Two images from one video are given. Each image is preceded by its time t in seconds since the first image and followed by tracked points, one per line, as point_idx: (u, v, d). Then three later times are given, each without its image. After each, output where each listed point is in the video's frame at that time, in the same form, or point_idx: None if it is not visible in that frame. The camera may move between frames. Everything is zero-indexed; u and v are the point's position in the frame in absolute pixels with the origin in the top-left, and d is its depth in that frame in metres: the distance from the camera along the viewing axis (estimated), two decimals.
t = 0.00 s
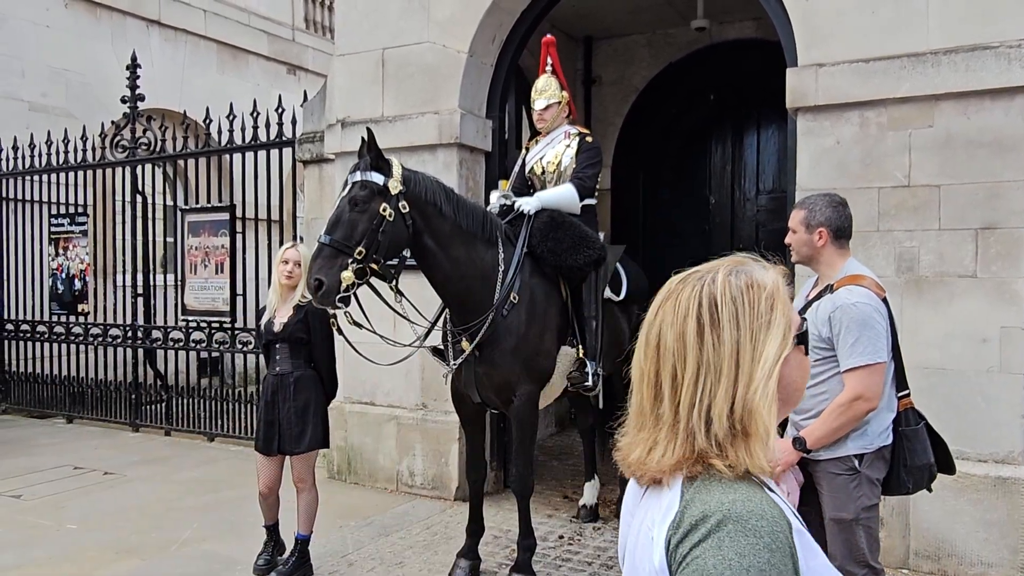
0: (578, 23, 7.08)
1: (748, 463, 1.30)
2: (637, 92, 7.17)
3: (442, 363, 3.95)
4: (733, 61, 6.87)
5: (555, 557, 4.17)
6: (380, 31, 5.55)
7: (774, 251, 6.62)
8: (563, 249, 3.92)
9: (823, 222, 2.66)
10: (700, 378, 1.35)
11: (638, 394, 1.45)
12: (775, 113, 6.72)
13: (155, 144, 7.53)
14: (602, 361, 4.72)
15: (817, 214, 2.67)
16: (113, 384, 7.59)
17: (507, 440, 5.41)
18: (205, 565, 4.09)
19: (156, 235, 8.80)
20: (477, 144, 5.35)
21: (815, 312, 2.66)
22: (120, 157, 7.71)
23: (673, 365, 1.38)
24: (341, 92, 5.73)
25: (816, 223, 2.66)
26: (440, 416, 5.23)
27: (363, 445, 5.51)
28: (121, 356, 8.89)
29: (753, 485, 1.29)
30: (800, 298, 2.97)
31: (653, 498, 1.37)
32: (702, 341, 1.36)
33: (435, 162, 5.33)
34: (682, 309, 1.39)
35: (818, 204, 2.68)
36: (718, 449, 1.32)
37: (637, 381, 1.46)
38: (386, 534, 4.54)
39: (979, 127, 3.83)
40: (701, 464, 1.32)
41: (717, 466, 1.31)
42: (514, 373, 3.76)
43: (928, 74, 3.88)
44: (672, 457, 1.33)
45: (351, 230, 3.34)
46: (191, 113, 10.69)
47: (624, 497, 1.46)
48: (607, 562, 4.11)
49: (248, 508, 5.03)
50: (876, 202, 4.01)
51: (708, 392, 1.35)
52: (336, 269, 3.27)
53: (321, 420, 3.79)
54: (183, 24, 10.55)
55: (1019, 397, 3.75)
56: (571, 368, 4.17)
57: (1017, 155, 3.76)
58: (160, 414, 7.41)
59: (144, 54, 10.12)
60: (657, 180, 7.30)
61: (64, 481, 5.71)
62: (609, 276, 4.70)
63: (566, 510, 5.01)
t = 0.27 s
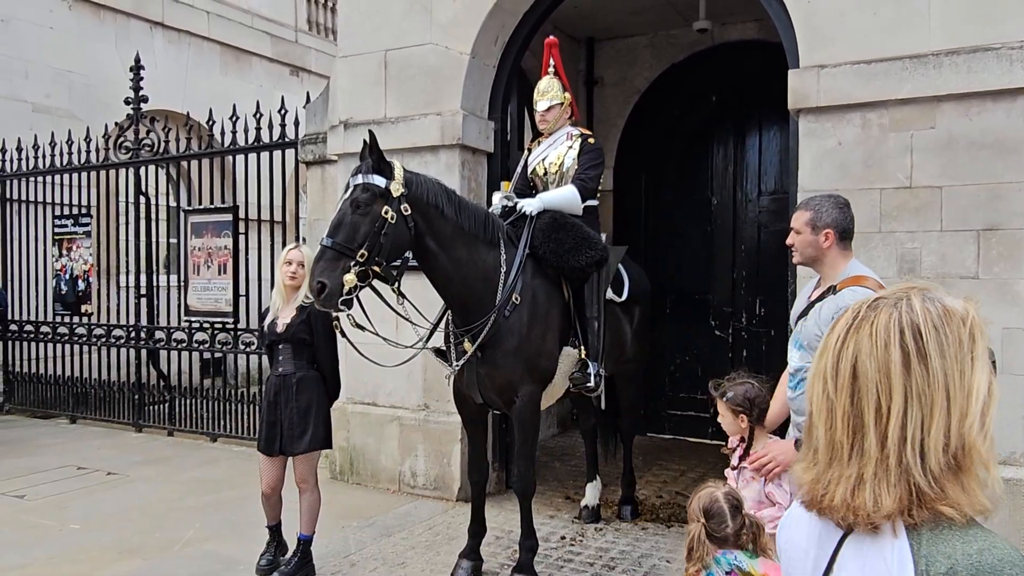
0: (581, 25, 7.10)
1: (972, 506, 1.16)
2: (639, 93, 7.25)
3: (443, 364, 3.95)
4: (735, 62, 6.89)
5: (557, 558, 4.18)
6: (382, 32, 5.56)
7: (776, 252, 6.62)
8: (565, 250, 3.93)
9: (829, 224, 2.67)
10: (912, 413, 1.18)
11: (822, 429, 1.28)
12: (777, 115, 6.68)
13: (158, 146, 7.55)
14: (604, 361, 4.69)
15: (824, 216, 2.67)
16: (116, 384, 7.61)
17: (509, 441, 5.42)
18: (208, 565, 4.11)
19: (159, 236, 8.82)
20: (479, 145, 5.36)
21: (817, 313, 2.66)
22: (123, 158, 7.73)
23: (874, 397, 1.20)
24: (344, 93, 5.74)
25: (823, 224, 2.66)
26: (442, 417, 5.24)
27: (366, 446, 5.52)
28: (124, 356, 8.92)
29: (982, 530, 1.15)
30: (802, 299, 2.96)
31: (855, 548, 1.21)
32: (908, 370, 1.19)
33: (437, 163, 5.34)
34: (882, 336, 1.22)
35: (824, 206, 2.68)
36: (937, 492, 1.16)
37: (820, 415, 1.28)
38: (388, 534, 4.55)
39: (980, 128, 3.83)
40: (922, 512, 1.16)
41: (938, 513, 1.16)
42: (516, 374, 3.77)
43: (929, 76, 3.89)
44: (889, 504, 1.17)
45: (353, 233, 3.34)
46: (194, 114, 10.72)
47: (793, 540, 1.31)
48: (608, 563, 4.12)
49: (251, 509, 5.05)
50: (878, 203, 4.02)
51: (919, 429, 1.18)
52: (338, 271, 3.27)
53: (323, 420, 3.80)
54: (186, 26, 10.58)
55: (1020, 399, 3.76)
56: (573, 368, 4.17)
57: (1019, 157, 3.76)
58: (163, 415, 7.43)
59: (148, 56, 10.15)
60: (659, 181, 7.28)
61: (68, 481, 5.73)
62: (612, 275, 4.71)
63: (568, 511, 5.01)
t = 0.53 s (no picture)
0: (582, 26, 7.10)
1: None
2: (640, 94, 7.25)
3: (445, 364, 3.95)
4: (737, 63, 6.89)
5: (558, 558, 4.18)
6: (384, 33, 5.56)
7: (777, 253, 6.61)
8: (566, 251, 3.93)
9: (834, 225, 2.65)
10: None
11: (1017, 415, 1.38)
12: (779, 116, 6.68)
13: (160, 146, 7.55)
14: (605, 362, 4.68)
15: (828, 217, 2.66)
16: (117, 385, 7.62)
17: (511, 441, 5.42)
18: (209, 565, 4.11)
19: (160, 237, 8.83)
20: (480, 146, 5.37)
21: (819, 314, 2.67)
22: (125, 159, 7.73)
23: None
24: (345, 94, 5.75)
25: (827, 225, 2.64)
26: (443, 418, 5.24)
27: (367, 446, 5.53)
28: (125, 357, 8.93)
29: None
30: (803, 298, 2.97)
31: None
32: None
33: (439, 164, 5.34)
34: None
35: (829, 206, 2.66)
36: None
37: (1010, 400, 1.40)
38: (389, 534, 4.55)
39: (982, 129, 3.83)
40: None
41: None
42: (517, 375, 3.77)
43: (931, 76, 3.89)
44: None
45: (354, 235, 3.34)
46: (195, 115, 10.73)
47: (959, 530, 1.40)
48: (610, 563, 4.12)
49: (252, 509, 5.05)
50: (879, 204, 4.02)
51: None
52: (340, 273, 3.26)
53: (324, 420, 3.80)
54: (188, 27, 10.59)
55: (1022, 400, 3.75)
56: (575, 369, 4.18)
57: (1021, 157, 3.76)
58: (164, 415, 7.43)
59: (149, 56, 10.16)
60: (660, 181, 7.27)
61: (69, 481, 5.74)
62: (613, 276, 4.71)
63: (569, 512, 5.01)
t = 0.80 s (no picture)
0: (583, 26, 7.10)
1: None
2: (641, 95, 7.25)
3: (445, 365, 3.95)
4: (738, 64, 6.88)
5: (559, 559, 4.18)
6: (385, 34, 5.57)
7: (779, 254, 6.61)
8: (566, 252, 3.93)
9: (835, 225, 2.65)
10: None
11: None
12: (780, 117, 6.67)
13: (161, 147, 7.56)
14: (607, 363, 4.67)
15: (829, 217, 2.65)
16: (119, 385, 7.63)
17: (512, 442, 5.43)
18: (210, 565, 4.12)
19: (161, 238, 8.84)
20: (482, 146, 5.37)
21: (819, 314, 2.67)
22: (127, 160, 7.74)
23: None
24: (347, 95, 5.75)
25: (828, 225, 2.64)
26: (444, 418, 5.24)
27: (368, 447, 5.53)
28: (126, 357, 8.94)
29: None
30: (804, 299, 2.97)
31: None
32: None
33: (440, 165, 5.34)
34: None
35: (829, 207, 2.66)
36: None
37: None
38: (390, 535, 4.55)
39: (984, 130, 3.83)
40: None
41: None
42: (518, 375, 3.77)
43: (932, 77, 3.88)
44: None
45: (355, 235, 3.34)
46: (197, 116, 10.74)
47: None
48: (611, 564, 4.11)
49: (253, 510, 5.06)
50: (881, 205, 4.01)
51: None
52: (342, 273, 3.26)
53: (325, 421, 3.80)
54: (189, 28, 10.61)
55: None
56: (575, 369, 4.19)
57: (1022, 158, 3.75)
58: (165, 416, 7.44)
59: (151, 57, 10.18)
60: (661, 182, 7.27)
61: (71, 481, 5.75)
62: (614, 276, 4.70)
63: (570, 512, 5.01)
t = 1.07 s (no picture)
0: (583, 27, 7.11)
1: None
2: (642, 95, 7.25)
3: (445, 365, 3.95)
4: (739, 65, 6.88)
5: (559, 560, 4.18)
6: (385, 34, 5.57)
7: (780, 254, 6.61)
8: (566, 252, 3.92)
9: (835, 226, 2.64)
10: None
11: None
12: (780, 117, 6.67)
13: (162, 147, 7.56)
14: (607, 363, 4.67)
15: (829, 218, 2.65)
16: (119, 386, 7.63)
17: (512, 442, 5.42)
18: (210, 565, 4.12)
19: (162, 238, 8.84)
20: (482, 147, 5.37)
21: (819, 315, 2.66)
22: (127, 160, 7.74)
23: None
24: (347, 95, 5.75)
25: (829, 226, 2.63)
26: (444, 419, 5.24)
27: (368, 447, 5.53)
28: (127, 357, 8.94)
29: None
30: (803, 299, 2.96)
31: None
32: None
33: (441, 165, 5.34)
34: None
35: (829, 208, 2.65)
36: None
37: None
38: (390, 535, 4.55)
39: (985, 130, 3.83)
40: None
41: None
42: (517, 376, 3.77)
43: (933, 78, 3.88)
44: None
45: (356, 235, 3.33)
46: (197, 116, 10.75)
47: None
48: (611, 565, 4.11)
49: (253, 510, 5.06)
50: (881, 205, 4.01)
51: None
52: (343, 274, 3.26)
53: (324, 421, 3.80)
54: (190, 28, 10.61)
55: None
56: (575, 370, 4.18)
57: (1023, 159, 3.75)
58: (166, 416, 7.44)
59: (152, 58, 10.18)
60: (661, 182, 7.26)
61: (71, 481, 5.76)
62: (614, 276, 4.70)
63: (570, 513, 5.01)
